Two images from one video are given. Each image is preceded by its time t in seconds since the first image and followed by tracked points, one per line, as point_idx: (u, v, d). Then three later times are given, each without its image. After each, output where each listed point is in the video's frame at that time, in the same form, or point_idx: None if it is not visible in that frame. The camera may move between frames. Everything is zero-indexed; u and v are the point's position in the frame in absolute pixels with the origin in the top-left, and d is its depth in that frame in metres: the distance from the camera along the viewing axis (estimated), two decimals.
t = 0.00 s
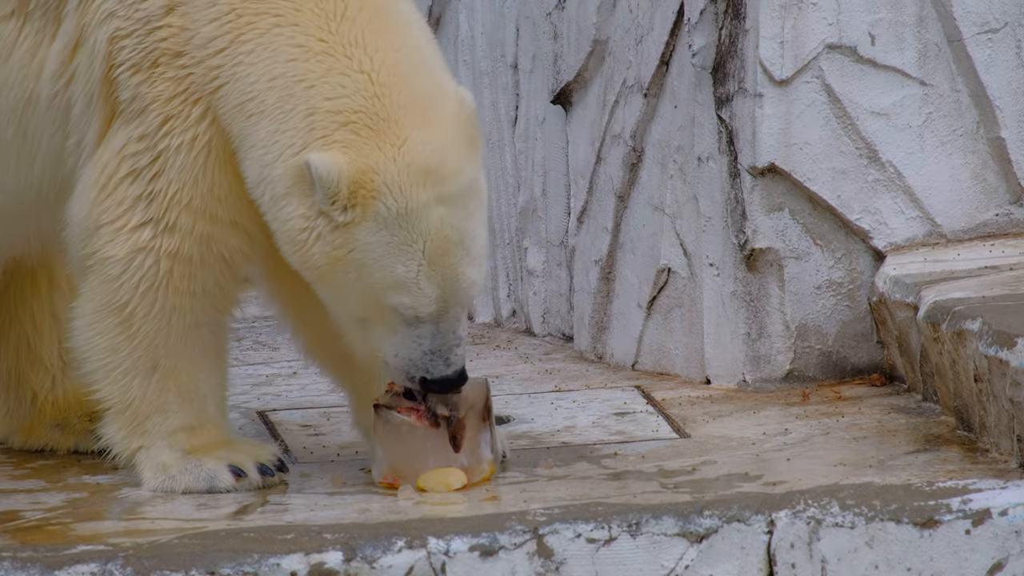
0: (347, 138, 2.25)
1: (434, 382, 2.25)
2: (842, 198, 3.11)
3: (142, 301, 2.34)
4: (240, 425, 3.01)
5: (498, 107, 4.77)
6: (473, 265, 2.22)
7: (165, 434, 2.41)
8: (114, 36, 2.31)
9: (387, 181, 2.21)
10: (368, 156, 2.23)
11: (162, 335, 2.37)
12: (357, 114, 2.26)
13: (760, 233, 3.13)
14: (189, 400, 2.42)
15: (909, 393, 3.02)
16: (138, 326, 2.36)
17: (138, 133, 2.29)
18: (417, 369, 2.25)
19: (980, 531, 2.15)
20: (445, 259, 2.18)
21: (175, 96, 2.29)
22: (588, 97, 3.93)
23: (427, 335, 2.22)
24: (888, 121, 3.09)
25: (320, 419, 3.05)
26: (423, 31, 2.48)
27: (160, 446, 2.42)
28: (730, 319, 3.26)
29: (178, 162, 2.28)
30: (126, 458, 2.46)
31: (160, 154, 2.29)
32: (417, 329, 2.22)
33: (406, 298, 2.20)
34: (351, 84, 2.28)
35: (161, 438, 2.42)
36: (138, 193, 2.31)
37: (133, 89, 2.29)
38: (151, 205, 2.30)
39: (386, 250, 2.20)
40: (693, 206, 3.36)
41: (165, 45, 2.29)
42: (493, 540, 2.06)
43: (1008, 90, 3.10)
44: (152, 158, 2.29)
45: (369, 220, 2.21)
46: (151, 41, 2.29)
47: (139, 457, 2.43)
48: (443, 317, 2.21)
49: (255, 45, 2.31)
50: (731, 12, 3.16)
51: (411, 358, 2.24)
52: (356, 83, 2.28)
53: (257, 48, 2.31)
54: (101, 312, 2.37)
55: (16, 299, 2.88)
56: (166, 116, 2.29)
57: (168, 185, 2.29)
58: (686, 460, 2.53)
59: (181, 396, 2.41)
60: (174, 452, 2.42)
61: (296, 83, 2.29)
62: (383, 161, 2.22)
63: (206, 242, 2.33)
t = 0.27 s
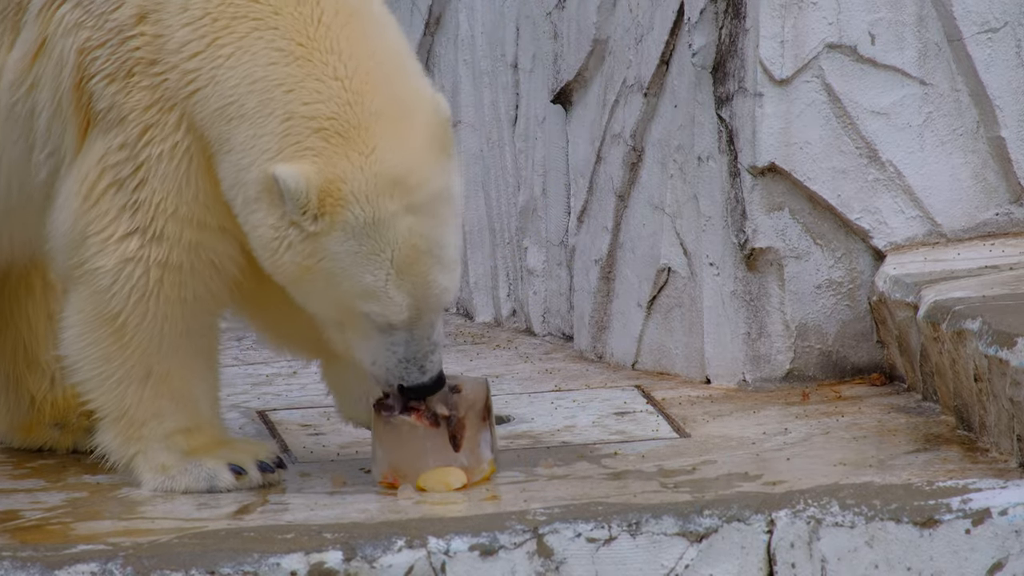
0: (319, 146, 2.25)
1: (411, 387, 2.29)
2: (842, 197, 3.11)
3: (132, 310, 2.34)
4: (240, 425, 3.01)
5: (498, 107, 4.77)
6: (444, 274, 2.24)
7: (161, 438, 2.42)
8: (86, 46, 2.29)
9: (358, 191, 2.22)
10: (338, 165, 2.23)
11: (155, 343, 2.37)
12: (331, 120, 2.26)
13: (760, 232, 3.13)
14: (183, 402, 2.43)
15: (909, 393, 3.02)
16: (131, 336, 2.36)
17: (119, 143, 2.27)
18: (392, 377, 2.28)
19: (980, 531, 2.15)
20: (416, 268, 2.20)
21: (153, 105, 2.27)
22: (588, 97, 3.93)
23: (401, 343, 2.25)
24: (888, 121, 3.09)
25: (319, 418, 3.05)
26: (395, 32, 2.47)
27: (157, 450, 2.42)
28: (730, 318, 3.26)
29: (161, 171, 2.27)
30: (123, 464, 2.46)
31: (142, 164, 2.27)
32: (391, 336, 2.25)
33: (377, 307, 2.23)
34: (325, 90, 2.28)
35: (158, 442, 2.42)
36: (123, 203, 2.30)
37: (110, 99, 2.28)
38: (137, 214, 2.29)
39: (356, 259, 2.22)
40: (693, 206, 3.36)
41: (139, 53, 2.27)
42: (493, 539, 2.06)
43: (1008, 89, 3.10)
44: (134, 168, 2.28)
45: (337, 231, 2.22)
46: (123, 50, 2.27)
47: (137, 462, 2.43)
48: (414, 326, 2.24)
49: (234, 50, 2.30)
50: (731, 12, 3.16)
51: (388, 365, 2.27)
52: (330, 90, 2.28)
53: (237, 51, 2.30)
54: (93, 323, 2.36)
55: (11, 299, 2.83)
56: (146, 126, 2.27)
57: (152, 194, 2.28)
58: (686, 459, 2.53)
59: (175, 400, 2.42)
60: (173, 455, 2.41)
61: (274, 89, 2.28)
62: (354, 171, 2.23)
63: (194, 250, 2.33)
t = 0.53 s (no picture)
0: (317, 148, 2.25)
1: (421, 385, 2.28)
2: (842, 198, 3.11)
3: (123, 315, 2.34)
4: (240, 425, 3.01)
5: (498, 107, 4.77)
6: (448, 265, 2.23)
7: (158, 439, 2.42)
8: (67, 51, 2.29)
9: (359, 189, 2.21)
10: (337, 165, 2.23)
11: (148, 347, 2.37)
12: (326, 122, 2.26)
13: (760, 232, 3.13)
14: (179, 403, 2.43)
15: (909, 393, 3.02)
16: (125, 341, 2.36)
17: (104, 148, 2.28)
18: (401, 377, 2.27)
19: (980, 531, 2.15)
20: (422, 261, 2.19)
21: (137, 110, 2.28)
22: (588, 97, 3.93)
23: (410, 338, 2.23)
24: (888, 121, 3.09)
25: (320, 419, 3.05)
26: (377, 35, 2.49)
27: (154, 451, 2.42)
28: (730, 319, 3.26)
29: (145, 175, 2.27)
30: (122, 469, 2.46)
31: (127, 168, 2.28)
32: (401, 334, 2.23)
33: (387, 305, 2.21)
34: (319, 91, 2.28)
35: (155, 444, 2.42)
36: (110, 208, 2.30)
37: (93, 104, 2.28)
38: (125, 220, 2.29)
39: (362, 258, 2.20)
40: (693, 206, 3.36)
41: (121, 58, 2.27)
42: (493, 540, 2.06)
43: (1008, 90, 3.10)
44: (119, 173, 2.28)
45: (340, 232, 2.21)
46: (104, 54, 2.27)
47: (136, 464, 2.43)
48: (423, 321, 2.22)
49: (223, 53, 2.30)
50: (731, 12, 3.16)
51: (398, 365, 2.26)
52: (323, 91, 2.29)
53: (226, 54, 2.30)
54: (86, 330, 2.37)
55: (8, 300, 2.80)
56: (129, 130, 2.27)
57: (138, 198, 2.28)
58: (686, 459, 2.53)
59: (171, 402, 2.42)
60: (172, 455, 2.41)
61: (266, 93, 2.28)
62: (352, 170, 2.23)
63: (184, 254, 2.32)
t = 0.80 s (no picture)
0: (342, 144, 2.28)
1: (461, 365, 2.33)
2: (842, 198, 3.11)
3: (122, 318, 2.34)
4: (240, 425, 3.01)
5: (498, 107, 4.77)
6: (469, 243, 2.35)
7: (160, 439, 2.41)
8: (60, 55, 2.29)
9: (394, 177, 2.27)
10: (367, 156, 2.28)
11: (147, 349, 2.37)
12: (344, 119, 2.30)
13: (759, 232, 3.13)
14: (179, 402, 2.43)
15: (909, 393, 3.02)
16: (124, 344, 2.36)
17: (99, 151, 2.28)
18: (445, 353, 2.32)
19: (980, 531, 2.15)
20: (459, 237, 2.29)
21: (131, 113, 2.28)
22: (588, 97, 3.93)
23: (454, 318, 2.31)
24: (888, 121, 3.09)
25: (320, 418, 3.05)
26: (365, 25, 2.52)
27: (155, 451, 2.41)
28: (730, 319, 3.26)
29: (141, 178, 2.28)
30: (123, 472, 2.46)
31: (122, 171, 2.28)
32: (439, 313, 2.30)
33: (436, 283, 2.26)
34: (330, 90, 2.31)
35: (156, 444, 2.41)
36: (107, 212, 2.30)
37: (87, 108, 2.28)
38: (122, 223, 2.30)
39: (410, 240, 2.26)
40: (693, 206, 3.37)
41: (114, 61, 2.28)
42: (493, 539, 2.06)
43: (1008, 89, 3.10)
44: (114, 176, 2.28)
45: (387, 218, 2.26)
46: (97, 58, 2.28)
47: (136, 464, 2.42)
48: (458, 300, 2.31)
49: (217, 60, 2.29)
50: (731, 12, 3.16)
51: (439, 342, 2.31)
52: (335, 89, 2.32)
53: (221, 60, 2.30)
54: (84, 333, 2.37)
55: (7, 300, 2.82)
56: (124, 134, 2.28)
57: (134, 201, 2.28)
58: (686, 459, 2.53)
59: (172, 402, 2.42)
60: (173, 455, 2.41)
61: (270, 95, 2.28)
62: (384, 159, 2.29)
63: (179, 256, 2.33)
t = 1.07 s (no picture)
0: (368, 132, 2.31)
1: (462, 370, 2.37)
2: (842, 197, 3.11)
3: (121, 317, 2.34)
4: (240, 424, 3.01)
5: (498, 107, 4.77)
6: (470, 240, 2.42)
7: (160, 438, 2.41)
8: (64, 51, 2.29)
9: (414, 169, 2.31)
10: (388, 146, 2.32)
11: (147, 348, 2.37)
12: (363, 109, 2.32)
13: (760, 232, 3.13)
14: (178, 402, 2.43)
15: (909, 393, 3.02)
16: (125, 344, 2.37)
17: (99, 148, 2.28)
18: (451, 355, 2.37)
19: (980, 531, 2.15)
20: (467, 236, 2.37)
21: (134, 110, 2.27)
22: (588, 97, 3.93)
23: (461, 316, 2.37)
24: (888, 121, 3.09)
25: (320, 418, 3.05)
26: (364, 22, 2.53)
27: (155, 451, 2.41)
28: (730, 318, 3.26)
29: (142, 176, 2.27)
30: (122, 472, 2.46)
31: (123, 168, 2.28)
32: (448, 310, 2.35)
33: (451, 276, 2.33)
34: (350, 81, 2.33)
35: (156, 444, 2.41)
36: (107, 210, 2.30)
37: (89, 104, 2.28)
38: (122, 221, 2.30)
39: (431, 231, 2.31)
40: (693, 206, 3.37)
41: (119, 56, 2.27)
42: (493, 539, 2.06)
43: (1008, 89, 3.10)
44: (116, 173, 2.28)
45: (411, 207, 2.29)
46: (100, 54, 2.27)
47: (136, 464, 2.42)
48: (464, 298, 2.37)
49: (232, 50, 2.29)
50: (731, 12, 3.16)
51: (446, 343, 2.37)
52: (356, 79, 2.34)
53: (234, 51, 2.29)
54: (84, 333, 2.37)
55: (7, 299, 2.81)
56: (126, 130, 2.27)
57: (135, 200, 2.28)
58: (686, 459, 2.53)
59: (171, 401, 2.42)
60: (173, 455, 2.41)
61: (292, 84, 2.29)
62: (405, 150, 2.33)
63: (176, 257, 2.33)
